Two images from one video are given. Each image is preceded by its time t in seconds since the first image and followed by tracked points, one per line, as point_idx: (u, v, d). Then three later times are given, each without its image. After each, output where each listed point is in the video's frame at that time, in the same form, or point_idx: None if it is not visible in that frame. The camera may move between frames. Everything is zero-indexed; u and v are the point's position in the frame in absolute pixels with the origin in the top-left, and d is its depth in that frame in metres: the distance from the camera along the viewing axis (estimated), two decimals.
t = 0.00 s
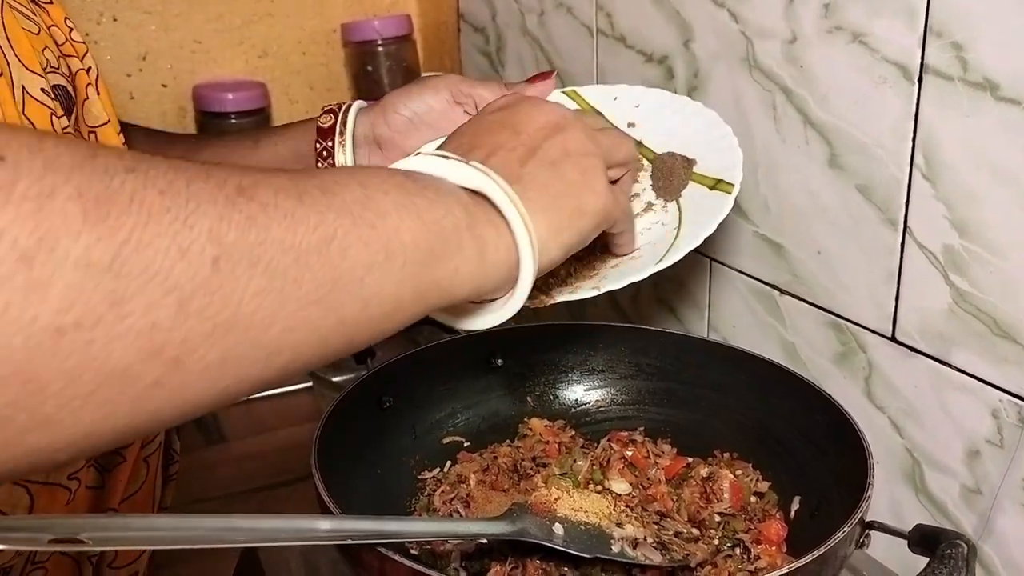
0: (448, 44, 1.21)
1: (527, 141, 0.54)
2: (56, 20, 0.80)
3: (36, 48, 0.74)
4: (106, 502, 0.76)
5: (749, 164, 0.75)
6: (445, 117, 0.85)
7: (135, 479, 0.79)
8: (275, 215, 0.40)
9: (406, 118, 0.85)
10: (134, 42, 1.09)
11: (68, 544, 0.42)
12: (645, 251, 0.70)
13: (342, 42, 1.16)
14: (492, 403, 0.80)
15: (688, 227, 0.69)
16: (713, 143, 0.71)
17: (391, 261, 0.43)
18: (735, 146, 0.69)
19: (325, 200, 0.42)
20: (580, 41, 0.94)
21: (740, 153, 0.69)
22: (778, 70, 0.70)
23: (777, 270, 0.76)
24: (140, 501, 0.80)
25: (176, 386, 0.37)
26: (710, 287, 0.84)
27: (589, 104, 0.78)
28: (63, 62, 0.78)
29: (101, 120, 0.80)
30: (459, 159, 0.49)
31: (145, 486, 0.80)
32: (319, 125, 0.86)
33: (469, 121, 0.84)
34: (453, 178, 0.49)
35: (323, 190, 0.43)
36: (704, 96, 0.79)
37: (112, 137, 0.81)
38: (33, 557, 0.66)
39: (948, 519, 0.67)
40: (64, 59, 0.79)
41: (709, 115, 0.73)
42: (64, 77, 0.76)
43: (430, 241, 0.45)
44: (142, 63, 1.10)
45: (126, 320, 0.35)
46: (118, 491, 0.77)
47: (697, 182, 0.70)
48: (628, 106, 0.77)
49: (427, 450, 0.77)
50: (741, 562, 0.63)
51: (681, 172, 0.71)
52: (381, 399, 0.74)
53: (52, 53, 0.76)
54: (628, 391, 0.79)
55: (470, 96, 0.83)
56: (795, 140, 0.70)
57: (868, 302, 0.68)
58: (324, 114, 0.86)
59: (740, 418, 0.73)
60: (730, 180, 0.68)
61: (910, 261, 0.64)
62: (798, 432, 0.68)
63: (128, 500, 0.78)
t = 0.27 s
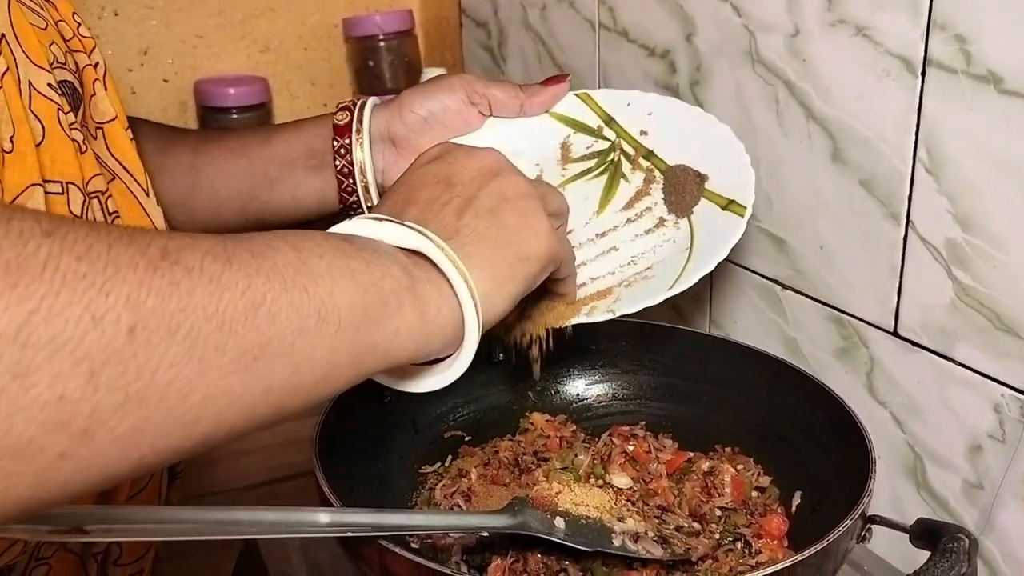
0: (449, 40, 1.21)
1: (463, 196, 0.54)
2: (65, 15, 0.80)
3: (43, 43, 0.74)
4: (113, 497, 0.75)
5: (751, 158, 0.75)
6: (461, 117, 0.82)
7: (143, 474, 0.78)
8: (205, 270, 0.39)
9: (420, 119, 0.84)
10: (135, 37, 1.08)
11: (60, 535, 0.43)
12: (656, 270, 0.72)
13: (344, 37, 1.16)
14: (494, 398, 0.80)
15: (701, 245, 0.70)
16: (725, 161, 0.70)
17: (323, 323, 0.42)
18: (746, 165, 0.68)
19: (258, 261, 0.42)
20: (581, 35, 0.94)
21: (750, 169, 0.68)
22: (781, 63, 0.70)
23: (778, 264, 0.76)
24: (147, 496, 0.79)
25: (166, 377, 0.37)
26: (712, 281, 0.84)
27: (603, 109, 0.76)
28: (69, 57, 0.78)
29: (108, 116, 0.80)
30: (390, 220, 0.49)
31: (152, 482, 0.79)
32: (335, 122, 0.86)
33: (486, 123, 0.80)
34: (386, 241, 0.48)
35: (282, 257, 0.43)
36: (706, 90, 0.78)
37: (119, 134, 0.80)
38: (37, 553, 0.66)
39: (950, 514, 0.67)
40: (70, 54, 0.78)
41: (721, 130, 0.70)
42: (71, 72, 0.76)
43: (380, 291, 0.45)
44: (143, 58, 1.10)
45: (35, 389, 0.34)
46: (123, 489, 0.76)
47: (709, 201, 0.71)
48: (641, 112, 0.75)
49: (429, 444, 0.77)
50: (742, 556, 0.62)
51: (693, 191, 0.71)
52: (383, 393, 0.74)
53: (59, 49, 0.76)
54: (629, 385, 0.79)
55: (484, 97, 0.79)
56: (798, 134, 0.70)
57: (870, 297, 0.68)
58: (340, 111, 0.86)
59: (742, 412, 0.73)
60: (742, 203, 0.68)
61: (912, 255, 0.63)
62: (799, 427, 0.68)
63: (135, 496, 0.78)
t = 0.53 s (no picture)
0: (451, 41, 1.21)
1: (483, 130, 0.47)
2: (67, 13, 0.81)
3: (45, 42, 0.74)
4: (112, 495, 0.77)
5: (752, 161, 0.76)
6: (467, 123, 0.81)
7: (141, 473, 0.79)
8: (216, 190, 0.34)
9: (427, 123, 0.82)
10: (139, 38, 1.09)
11: (35, 534, 0.42)
12: (618, 298, 0.73)
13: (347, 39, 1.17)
14: (496, 399, 0.81)
15: (668, 279, 0.72)
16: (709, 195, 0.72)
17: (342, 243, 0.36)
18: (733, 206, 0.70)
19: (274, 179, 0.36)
20: (584, 37, 0.94)
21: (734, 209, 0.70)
22: (782, 67, 0.70)
23: (780, 266, 0.76)
24: (147, 493, 0.80)
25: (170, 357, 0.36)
26: (714, 283, 0.84)
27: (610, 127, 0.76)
28: (72, 56, 0.78)
29: (110, 114, 0.80)
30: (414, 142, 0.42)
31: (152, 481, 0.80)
32: (345, 120, 0.83)
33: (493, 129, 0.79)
34: (406, 156, 0.41)
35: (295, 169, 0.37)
36: (708, 92, 0.79)
37: (121, 132, 0.80)
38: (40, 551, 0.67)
39: (950, 515, 0.67)
40: (73, 53, 0.79)
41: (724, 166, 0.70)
42: (73, 70, 0.76)
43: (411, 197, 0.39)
44: (147, 59, 1.10)
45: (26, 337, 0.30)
46: (123, 486, 0.77)
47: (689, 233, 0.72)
48: (648, 135, 0.75)
49: (431, 445, 0.77)
50: (743, 557, 0.63)
51: (677, 222, 0.73)
52: (386, 394, 0.74)
53: (61, 47, 0.77)
54: (631, 387, 0.79)
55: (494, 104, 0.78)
56: (799, 137, 0.70)
57: (872, 299, 0.68)
58: (351, 109, 0.84)
59: (742, 414, 0.73)
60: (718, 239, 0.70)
61: (914, 257, 0.64)
62: (800, 428, 0.68)
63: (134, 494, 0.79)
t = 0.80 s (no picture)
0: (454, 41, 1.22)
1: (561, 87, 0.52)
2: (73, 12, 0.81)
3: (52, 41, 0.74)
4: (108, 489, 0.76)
5: (757, 161, 0.76)
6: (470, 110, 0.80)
7: (137, 469, 0.79)
8: (378, 79, 0.40)
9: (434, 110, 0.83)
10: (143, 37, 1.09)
11: (44, 531, 0.41)
12: (595, 292, 0.72)
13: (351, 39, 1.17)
14: (500, 397, 0.81)
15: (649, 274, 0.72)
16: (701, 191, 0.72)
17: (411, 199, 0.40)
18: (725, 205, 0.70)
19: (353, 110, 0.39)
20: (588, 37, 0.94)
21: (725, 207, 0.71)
22: (787, 66, 0.70)
23: (784, 265, 0.76)
24: (142, 490, 0.78)
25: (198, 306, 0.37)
26: (718, 283, 0.84)
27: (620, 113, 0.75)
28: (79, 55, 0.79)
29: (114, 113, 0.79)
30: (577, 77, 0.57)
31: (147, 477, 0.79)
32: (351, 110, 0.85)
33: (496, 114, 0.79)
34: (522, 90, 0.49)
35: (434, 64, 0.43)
36: (712, 91, 0.79)
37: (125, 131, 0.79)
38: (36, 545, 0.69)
39: (955, 516, 0.67)
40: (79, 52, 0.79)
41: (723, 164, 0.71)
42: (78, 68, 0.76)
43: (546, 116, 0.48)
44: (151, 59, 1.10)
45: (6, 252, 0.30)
46: (118, 479, 0.77)
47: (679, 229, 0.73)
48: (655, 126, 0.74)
49: (436, 443, 0.77)
50: (748, 556, 0.63)
51: (670, 217, 0.73)
52: (389, 392, 0.74)
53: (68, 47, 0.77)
54: (635, 386, 0.79)
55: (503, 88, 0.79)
56: (804, 136, 0.70)
57: (877, 299, 0.68)
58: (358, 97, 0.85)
59: (746, 414, 0.73)
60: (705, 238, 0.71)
61: (919, 257, 0.64)
62: (804, 428, 0.68)
63: (129, 489, 0.78)
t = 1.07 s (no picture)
0: (457, 42, 1.22)
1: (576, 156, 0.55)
2: (82, 15, 0.81)
3: (62, 42, 0.75)
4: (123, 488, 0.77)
5: (759, 161, 0.76)
6: (476, 113, 0.83)
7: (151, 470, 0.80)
8: (312, 181, 0.35)
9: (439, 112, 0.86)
10: (146, 36, 1.09)
11: (46, 527, 0.41)
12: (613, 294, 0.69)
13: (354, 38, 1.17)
14: (502, 397, 0.81)
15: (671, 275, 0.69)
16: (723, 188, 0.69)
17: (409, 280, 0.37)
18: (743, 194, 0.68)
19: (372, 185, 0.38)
20: (591, 37, 0.94)
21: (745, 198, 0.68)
22: (790, 66, 0.70)
23: (787, 266, 0.76)
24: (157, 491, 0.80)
25: (147, 393, 0.33)
26: (720, 283, 0.84)
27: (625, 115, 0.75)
28: (86, 56, 0.79)
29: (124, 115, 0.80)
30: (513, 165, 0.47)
31: (160, 479, 0.81)
32: (357, 112, 0.89)
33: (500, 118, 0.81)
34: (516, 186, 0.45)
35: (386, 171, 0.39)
36: (715, 92, 0.79)
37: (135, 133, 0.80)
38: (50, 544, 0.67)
39: (957, 516, 0.67)
40: (87, 53, 0.79)
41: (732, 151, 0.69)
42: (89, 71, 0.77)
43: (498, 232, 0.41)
44: (153, 58, 1.10)
45: None
46: (135, 477, 0.78)
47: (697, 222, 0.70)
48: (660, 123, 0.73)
49: (438, 443, 0.77)
50: (750, 556, 0.63)
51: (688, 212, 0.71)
52: (392, 392, 0.74)
53: (77, 47, 0.77)
54: (636, 386, 0.79)
55: (502, 94, 0.80)
56: (806, 136, 0.70)
57: (879, 299, 0.68)
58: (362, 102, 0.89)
59: (748, 414, 0.73)
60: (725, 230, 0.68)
61: (921, 258, 0.64)
62: (805, 428, 0.68)
63: (144, 489, 0.79)
